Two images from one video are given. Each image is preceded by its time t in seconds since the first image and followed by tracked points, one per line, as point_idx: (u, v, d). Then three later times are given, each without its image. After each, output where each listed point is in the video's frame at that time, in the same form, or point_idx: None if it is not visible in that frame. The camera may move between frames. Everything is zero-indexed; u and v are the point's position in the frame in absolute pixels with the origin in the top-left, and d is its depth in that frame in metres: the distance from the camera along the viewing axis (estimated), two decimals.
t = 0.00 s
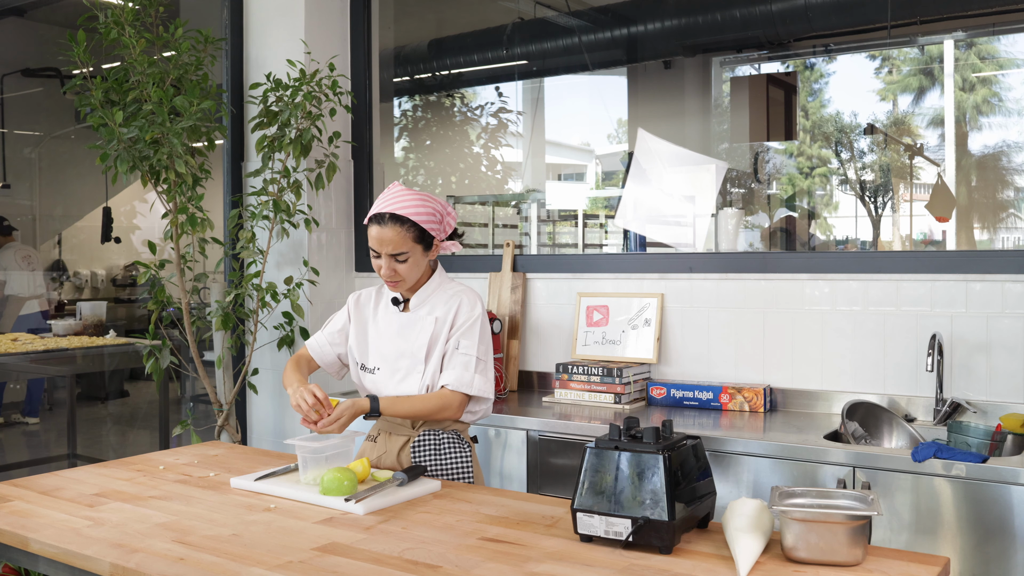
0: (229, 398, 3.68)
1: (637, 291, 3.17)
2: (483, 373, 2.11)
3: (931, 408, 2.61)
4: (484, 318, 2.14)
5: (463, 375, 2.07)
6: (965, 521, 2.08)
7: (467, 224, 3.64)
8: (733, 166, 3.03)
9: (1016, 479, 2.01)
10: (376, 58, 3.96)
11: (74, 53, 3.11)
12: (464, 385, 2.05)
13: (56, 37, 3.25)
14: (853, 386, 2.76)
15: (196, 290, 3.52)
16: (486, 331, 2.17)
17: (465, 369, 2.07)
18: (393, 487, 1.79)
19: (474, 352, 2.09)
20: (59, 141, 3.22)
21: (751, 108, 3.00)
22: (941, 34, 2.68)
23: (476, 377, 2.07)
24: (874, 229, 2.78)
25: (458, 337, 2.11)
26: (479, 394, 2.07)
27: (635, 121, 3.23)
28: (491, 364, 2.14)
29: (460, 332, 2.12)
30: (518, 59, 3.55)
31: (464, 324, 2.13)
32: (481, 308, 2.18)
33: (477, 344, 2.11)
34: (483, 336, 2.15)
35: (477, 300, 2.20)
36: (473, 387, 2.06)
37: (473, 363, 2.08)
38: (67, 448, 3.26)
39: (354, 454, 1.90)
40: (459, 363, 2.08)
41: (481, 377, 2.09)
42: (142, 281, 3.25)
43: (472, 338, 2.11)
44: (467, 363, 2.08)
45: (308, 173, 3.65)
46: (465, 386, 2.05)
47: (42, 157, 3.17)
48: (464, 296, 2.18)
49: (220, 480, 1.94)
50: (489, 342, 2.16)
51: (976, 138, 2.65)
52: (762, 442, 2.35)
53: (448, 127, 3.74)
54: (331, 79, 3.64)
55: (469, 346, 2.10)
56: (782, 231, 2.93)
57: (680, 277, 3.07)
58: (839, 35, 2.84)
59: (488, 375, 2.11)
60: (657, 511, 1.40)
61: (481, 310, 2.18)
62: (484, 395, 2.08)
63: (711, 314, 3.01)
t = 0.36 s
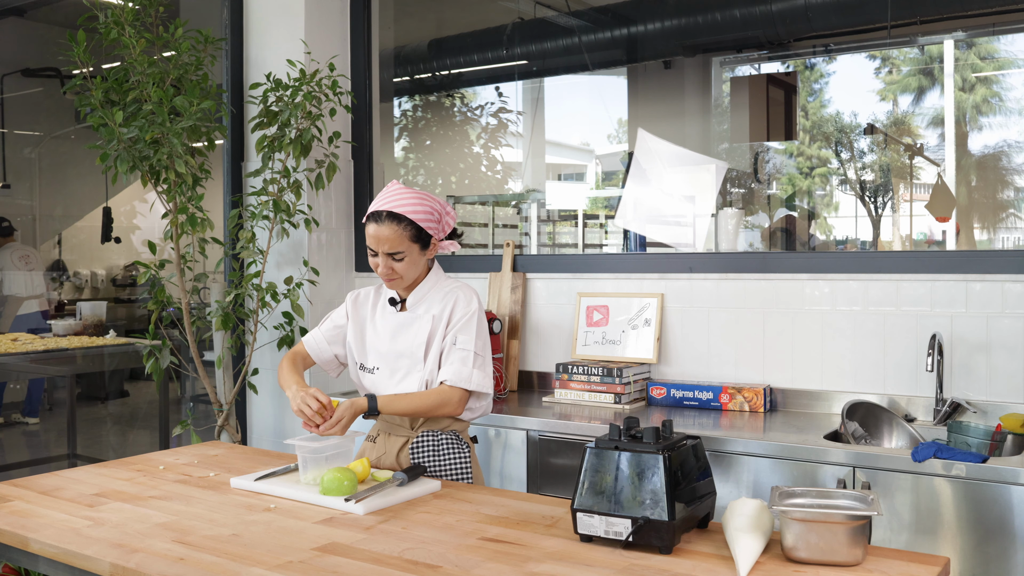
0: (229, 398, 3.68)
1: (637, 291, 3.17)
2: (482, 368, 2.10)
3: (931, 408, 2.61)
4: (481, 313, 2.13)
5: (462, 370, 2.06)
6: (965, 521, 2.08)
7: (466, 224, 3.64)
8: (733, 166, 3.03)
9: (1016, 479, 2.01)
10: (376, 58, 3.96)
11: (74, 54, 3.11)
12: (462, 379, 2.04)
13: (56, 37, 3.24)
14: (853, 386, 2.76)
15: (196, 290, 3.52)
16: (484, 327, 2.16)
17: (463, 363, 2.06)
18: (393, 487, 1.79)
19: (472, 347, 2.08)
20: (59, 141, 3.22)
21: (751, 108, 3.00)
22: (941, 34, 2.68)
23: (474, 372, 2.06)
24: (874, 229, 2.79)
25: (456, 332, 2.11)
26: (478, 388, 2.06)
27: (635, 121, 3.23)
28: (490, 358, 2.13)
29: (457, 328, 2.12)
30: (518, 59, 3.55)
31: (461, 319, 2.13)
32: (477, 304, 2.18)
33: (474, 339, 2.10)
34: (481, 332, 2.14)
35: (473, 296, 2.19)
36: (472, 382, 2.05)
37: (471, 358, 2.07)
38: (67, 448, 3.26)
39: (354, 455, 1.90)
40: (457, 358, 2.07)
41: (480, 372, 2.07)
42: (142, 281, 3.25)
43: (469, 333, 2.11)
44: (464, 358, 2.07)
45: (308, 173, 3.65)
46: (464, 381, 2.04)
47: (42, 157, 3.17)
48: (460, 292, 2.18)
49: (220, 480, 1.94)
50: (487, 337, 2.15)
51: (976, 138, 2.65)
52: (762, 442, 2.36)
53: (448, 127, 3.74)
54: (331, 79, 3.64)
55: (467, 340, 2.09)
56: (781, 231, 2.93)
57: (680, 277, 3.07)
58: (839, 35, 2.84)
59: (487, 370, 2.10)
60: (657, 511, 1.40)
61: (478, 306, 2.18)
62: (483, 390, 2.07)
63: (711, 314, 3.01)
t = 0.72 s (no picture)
0: (229, 398, 3.68)
1: (637, 291, 3.17)
2: (482, 369, 2.10)
3: (931, 408, 2.61)
4: (480, 314, 2.14)
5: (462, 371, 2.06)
6: (965, 521, 2.08)
7: (466, 224, 3.64)
8: (733, 166, 3.03)
9: (1016, 479, 2.01)
10: (376, 58, 3.96)
11: (75, 54, 3.11)
12: (462, 381, 2.04)
13: (56, 36, 3.24)
14: (853, 386, 2.76)
15: (196, 290, 3.52)
16: (483, 327, 2.17)
17: (463, 365, 2.06)
18: (393, 487, 1.79)
19: (472, 349, 2.09)
20: (59, 141, 3.22)
21: (751, 109, 3.00)
22: (941, 34, 2.68)
23: (475, 373, 2.06)
24: (874, 229, 2.79)
25: (455, 334, 2.11)
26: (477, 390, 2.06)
27: (635, 121, 3.23)
28: (489, 360, 2.13)
29: (457, 329, 2.12)
30: (518, 59, 3.55)
31: (460, 320, 2.13)
32: (477, 305, 2.18)
33: (475, 340, 2.10)
34: (480, 332, 2.14)
35: (472, 297, 2.19)
36: (472, 383, 2.05)
37: (471, 359, 2.08)
38: (67, 448, 3.26)
39: (354, 455, 1.90)
40: (457, 359, 2.07)
41: (480, 373, 2.08)
42: (142, 281, 3.25)
43: (470, 335, 2.11)
44: (465, 360, 2.07)
45: (308, 173, 3.65)
46: (464, 383, 2.04)
47: (42, 157, 3.17)
48: (459, 293, 2.18)
49: (220, 480, 1.94)
50: (487, 338, 2.15)
51: (976, 138, 2.65)
52: (762, 442, 2.35)
53: (448, 127, 3.74)
54: (331, 79, 3.64)
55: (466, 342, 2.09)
56: (781, 231, 2.93)
57: (680, 276, 3.07)
58: (839, 35, 2.84)
59: (487, 371, 2.10)
60: (658, 511, 1.40)
61: (477, 307, 2.18)
62: (484, 391, 2.07)
63: (711, 314, 3.00)
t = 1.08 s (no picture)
0: (229, 398, 3.68)
1: (637, 291, 3.17)
2: (483, 368, 2.09)
3: (931, 408, 2.61)
4: (481, 313, 2.13)
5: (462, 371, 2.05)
6: (965, 521, 2.08)
7: (466, 224, 3.65)
8: (733, 166, 3.03)
9: (1016, 479, 2.01)
10: (376, 58, 3.96)
11: (74, 53, 3.11)
12: (463, 380, 2.04)
13: (56, 37, 3.25)
14: (853, 386, 2.76)
15: (196, 290, 3.52)
16: (485, 327, 2.16)
17: (464, 364, 2.06)
18: (393, 487, 1.79)
19: (473, 348, 2.08)
20: (59, 141, 3.22)
21: (751, 109, 3.00)
22: (941, 34, 2.68)
23: (476, 372, 2.06)
24: (874, 229, 2.79)
25: (457, 333, 2.10)
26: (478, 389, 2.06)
27: (635, 121, 3.23)
28: (490, 359, 2.13)
29: (458, 328, 2.11)
30: (518, 59, 3.55)
31: (461, 320, 2.13)
32: (479, 304, 2.17)
33: (476, 340, 2.10)
34: (482, 332, 2.14)
35: (475, 296, 2.19)
36: (473, 383, 2.05)
37: (472, 359, 2.07)
38: (67, 448, 3.26)
39: (354, 455, 1.89)
40: (457, 359, 2.07)
41: (481, 373, 2.07)
42: (142, 281, 3.25)
43: (471, 334, 2.10)
44: (466, 359, 2.06)
45: (308, 173, 3.65)
46: (465, 382, 2.04)
47: (42, 157, 3.16)
48: (461, 292, 2.18)
49: (220, 480, 1.94)
50: (488, 337, 2.15)
51: (976, 137, 2.65)
52: (762, 442, 2.35)
53: (448, 127, 3.74)
54: (331, 79, 3.64)
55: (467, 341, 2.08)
56: (781, 231, 2.93)
57: (679, 277, 3.07)
58: (839, 35, 2.84)
59: (488, 371, 2.10)
60: (657, 511, 1.40)
61: (479, 306, 2.17)
62: (484, 390, 2.07)
63: (711, 314, 3.00)
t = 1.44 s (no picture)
0: (229, 398, 3.68)
1: (637, 291, 3.17)
2: (481, 361, 2.09)
3: (931, 408, 2.61)
4: (479, 306, 2.12)
5: (460, 363, 2.05)
6: (965, 521, 2.08)
7: (466, 224, 3.65)
8: (733, 166, 3.03)
9: (1016, 479, 2.01)
10: (376, 58, 3.96)
11: (74, 53, 3.11)
12: (461, 373, 2.04)
13: (56, 37, 3.25)
14: (853, 386, 2.76)
15: (196, 289, 3.52)
16: (484, 320, 2.15)
17: (460, 356, 2.05)
18: (393, 487, 1.79)
19: (470, 340, 2.07)
20: (59, 141, 3.22)
21: (752, 109, 3.00)
22: (941, 34, 2.69)
23: (473, 365, 2.06)
24: (874, 229, 2.79)
25: (453, 326, 2.09)
26: (476, 381, 2.06)
27: (635, 121, 3.23)
28: (489, 351, 2.12)
29: (455, 320, 2.10)
30: (518, 59, 3.55)
31: (458, 312, 2.11)
32: (478, 297, 2.16)
33: (473, 332, 2.08)
34: (480, 325, 2.12)
35: (474, 289, 2.17)
36: (470, 374, 2.05)
37: (469, 350, 2.06)
38: (67, 448, 3.26)
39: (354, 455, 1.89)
40: (454, 351, 2.06)
41: (479, 366, 2.07)
42: (142, 281, 3.25)
43: (469, 326, 2.09)
44: (463, 351, 2.05)
45: (308, 173, 3.65)
46: (462, 373, 2.04)
47: (42, 157, 3.17)
48: (461, 287, 2.17)
49: (220, 480, 1.94)
50: (487, 330, 2.14)
51: (976, 138, 2.65)
52: (762, 442, 2.36)
53: (448, 127, 3.74)
54: (331, 79, 3.63)
55: (463, 333, 2.07)
56: (781, 231, 2.93)
57: (679, 277, 3.07)
58: (839, 35, 2.84)
59: (486, 364, 2.09)
60: (658, 511, 1.40)
61: (478, 300, 2.16)
62: (483, 382, 2.07)
63: (711, 314, 3.00)
